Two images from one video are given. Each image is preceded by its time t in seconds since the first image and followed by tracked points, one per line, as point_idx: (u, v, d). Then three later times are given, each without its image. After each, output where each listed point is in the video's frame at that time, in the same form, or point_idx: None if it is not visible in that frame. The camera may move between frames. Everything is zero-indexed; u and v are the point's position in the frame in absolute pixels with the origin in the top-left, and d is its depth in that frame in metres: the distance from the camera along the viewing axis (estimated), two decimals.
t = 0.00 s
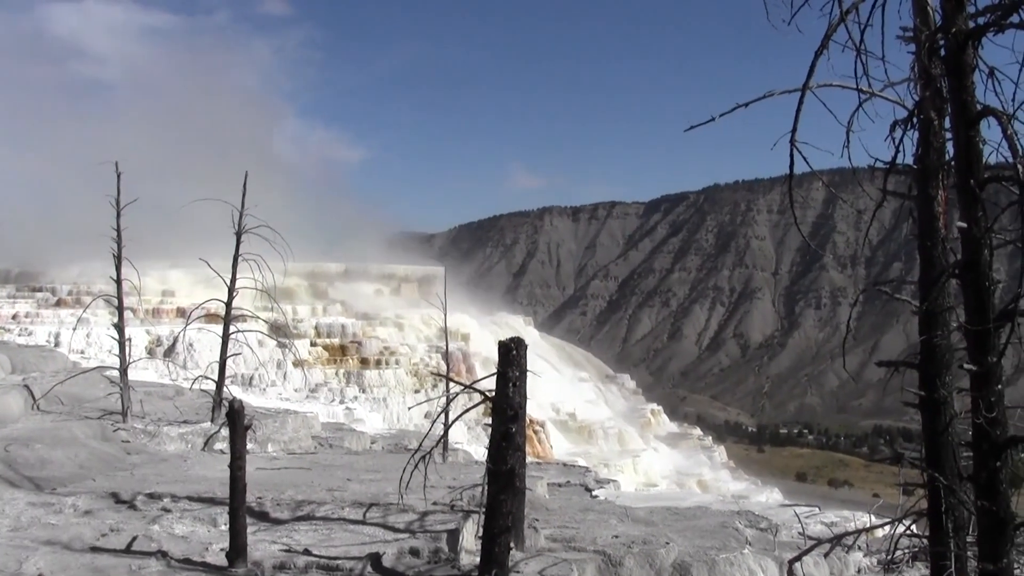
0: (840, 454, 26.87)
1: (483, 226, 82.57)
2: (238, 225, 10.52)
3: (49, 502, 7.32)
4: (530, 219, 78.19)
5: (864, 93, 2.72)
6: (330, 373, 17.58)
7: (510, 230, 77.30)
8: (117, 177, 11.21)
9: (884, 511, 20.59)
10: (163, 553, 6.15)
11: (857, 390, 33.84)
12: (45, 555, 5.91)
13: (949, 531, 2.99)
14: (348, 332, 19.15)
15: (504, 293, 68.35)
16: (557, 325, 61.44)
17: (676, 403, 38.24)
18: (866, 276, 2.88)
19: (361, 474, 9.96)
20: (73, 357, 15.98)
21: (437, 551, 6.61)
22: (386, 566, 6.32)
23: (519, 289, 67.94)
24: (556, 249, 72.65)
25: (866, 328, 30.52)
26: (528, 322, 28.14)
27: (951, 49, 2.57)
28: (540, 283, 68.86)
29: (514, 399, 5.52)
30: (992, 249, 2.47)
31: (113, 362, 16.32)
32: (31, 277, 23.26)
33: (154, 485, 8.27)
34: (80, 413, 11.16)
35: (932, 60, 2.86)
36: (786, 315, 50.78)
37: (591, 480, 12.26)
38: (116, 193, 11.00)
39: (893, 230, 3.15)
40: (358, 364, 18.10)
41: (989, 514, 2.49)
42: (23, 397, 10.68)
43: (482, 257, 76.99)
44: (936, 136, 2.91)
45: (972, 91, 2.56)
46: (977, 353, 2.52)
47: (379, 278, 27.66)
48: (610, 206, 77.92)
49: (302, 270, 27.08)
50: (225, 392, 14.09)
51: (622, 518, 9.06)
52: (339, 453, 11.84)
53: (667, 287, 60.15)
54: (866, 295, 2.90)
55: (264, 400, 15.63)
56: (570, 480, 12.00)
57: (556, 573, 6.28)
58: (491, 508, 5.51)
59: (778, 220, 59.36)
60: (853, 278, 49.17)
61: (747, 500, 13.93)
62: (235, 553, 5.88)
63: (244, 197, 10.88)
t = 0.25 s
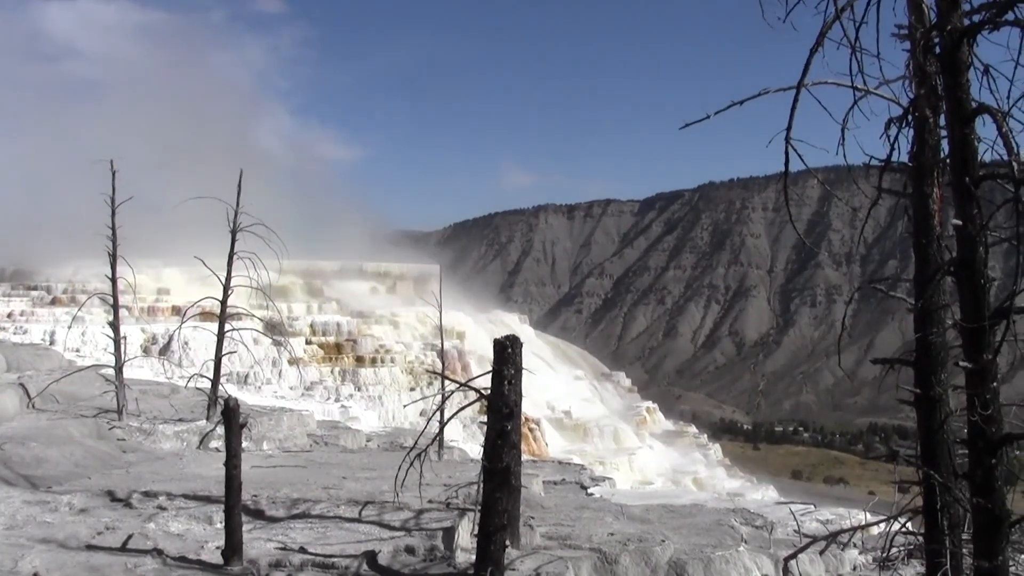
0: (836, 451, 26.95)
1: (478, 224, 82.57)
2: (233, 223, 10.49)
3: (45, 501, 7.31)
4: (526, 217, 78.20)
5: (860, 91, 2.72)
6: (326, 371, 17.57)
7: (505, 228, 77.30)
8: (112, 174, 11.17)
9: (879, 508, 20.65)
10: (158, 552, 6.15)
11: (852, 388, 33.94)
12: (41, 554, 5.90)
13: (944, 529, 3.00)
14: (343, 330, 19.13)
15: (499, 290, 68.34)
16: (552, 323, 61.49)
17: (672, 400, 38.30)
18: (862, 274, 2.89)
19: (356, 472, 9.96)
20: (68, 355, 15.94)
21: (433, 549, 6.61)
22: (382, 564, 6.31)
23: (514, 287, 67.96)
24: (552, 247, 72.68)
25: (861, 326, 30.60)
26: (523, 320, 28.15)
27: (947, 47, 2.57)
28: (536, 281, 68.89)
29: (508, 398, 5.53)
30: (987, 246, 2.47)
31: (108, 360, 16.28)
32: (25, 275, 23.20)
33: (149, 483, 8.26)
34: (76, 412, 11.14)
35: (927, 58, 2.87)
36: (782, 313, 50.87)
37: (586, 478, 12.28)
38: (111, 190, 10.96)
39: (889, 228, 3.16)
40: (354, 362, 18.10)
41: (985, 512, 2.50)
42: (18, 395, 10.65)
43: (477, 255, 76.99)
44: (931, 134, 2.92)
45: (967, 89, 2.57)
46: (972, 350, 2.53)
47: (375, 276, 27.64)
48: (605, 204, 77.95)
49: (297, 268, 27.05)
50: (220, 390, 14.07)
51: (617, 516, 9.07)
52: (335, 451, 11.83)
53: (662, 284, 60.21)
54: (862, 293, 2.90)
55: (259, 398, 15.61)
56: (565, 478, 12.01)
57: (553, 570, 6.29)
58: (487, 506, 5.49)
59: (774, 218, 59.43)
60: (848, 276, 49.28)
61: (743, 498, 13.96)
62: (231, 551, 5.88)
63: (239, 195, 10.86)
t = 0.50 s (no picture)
0: (836, 449, 26.97)
1: (478, 223, 82.57)
2: (233, 223, 10.49)
3: (46, 501, 7.31)
4: (526, 216, 78.21)
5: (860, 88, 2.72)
6: (327, 371, 17.58)
7: (505, 226, 77.32)
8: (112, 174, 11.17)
9: (880, 506, 20.68)
10: (159, 552, 6.15)
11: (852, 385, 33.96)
12: (42, 553, 5.91)
13: (945, 527, 3.00)
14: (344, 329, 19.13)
15: (499, 289, 68.37)
16: (553, 322, 61.51)
17: (673, 399, 38.32)
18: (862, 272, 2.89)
19: (357, 472, 9.96)
20: (69, 355, 15.95)
21: (434, 548, 6.61)
22: (383, 563, 6.31)
23: (514, 285, 67.99)
24: (552, 246, 72.69)
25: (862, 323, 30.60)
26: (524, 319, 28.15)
27: (947, 44, 2.57)
28: (536, 280, 68.90)
29: (509, 396, 5.52)
30: (987, 244, 2.47)
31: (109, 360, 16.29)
32: (26, 276, 23.21)
33: (150, 483, 8.27)
34: (77, 411, 11.14)
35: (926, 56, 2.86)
36: (782, 311, 50.87)
37: (587, 476, 12.28)
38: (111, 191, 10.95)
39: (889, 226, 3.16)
40: (354, 361, 18.11)
41: (987, 510, 2.50)
42: (19, 396, 10.66)
43: (478, 254, 77.00)
44: (932, 131, 2.92)
45: (967, 87, 2.57)
46: (973, 348, 2.53)
47: (375, 275, 27.65)
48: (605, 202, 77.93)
49: (298, 268, 27.05)
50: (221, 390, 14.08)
51: (618, 514, 9.07)
52: (335, 450, 11.84)
53: (663, 283, 60.22)
54: (863, 291, 2.90)
55: (259, 398, 15.62)
56: (566, 477, 12.02)
57: (554, 568, 6.29)
58: (487, 505, 5.49)
59: (774, 216, 59.42)
60: (848, 273, 49.28)
61: (743, 496, 13.96)
62: (232, 551, 5.89)
63: (239, 194, 10.85)
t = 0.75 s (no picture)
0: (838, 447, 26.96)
1: (479, 222, 82.56)
2: (234, 222, 10.48)
3: (47, 500, 7.31)
4: (526, 215, 78.19)
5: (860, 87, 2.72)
6: (328, 370, 17.59)
7: (506, 225, 77.30)
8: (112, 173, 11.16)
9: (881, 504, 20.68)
10: (160, 551, 6.15)
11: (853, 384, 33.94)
12: (44, 553, 5.91)
13: (946, 525, 3.00)
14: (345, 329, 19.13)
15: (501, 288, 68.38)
16: (554, 320, 61.50)
17: (674, 397, 38.32)
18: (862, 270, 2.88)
19: (358, 470, 9.97)
20: (71, 354, 15.96)
21: (435, 547, 6.61)
22: (385, 562, 6.31)
23: (516, 284, 67.99)
24: (553, 245, 72.69)
25: (863, 322, 30.59)
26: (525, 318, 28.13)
27: (947, 42, 2.56)
28: (537, 278, 68.90)
29: (510, 395, 5.51)
30: (988, 242, 2.47)
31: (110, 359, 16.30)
32: (27, 275, 23.23)
33: (152, 482, 8.27)
34: (78, 411, 11.15)
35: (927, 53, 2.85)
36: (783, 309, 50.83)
37: (588, 475, 12.28)
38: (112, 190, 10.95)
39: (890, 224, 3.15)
40: (355, 360, 18.11)
41: (987, 508, 2.49)
42: (20, 395, 10.66)
43: (479, 253, 76.99)
44: (932, 130, 2.92)
45: (967, 85, 2.56)
46: (973, 346, 2.53)
47: (376, 274, 27.65)
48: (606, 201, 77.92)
49: (299, 267, 27.05)
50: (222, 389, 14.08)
51: (619, 513, 9.07)
52: (336, 449, 11.84)
53: (664, 281, 60.20)
54: (864, 289, 2.90)
55: (260, 397, 15.62)
56: (568, 475, 12.01)
57: (555, 567, 6.30)
58: (489, 504, 5.50)
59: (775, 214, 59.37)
60: (850, 272, 49.26)
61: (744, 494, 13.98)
62: (234, 550, 5.89)
63: (239, 193, 10.84)
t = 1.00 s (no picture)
0: (837, 447, 26.96)
1: (478, 221, 82.51)
2: (233, 222, 10.47)
3: (46, 500, 7.31)
4: (526, 215, 78.16)
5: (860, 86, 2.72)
6: (327, 369, 17.59)
7: (506, 225, 77.27)
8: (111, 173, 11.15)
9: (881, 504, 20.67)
10: (160, 551, 6.15)
11: (853, 384, 33.95)
12: (44, 553, 5.91)
13: (946, 524, 2.99)
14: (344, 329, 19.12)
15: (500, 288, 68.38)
16: (553, 320, 61.50)
17: (674, 397, 38.30)
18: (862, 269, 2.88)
19: (357, 470, 9.96)
20: (70, 354, 15.95)
21: (435, 547, 6.61)
22: (385, 563, 6.31)
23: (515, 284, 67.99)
24: (553, 244, 72.68)
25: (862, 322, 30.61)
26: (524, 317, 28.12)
27: (947, 41, 2.57)
28: (537, 278, 68.89)
29: (510, 395, 5.51)
30: (987, 241, 2.47)
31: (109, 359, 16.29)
32: (26, 276, 23.22)
33: (151, 482, 8.26)
34: (78, 411, 11.14)
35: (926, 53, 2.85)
36: (783, 309, 50.83)
37: (588, 474, 12.28)
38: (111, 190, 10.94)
39: (889, 223, 3.15)
40: (355, 360, 18.11)
41: (987, 507, 2.49)
42: (19, 396, 10.65)
43: (478, 253, 76.99)
44: (932, 130, 2.92)
45: (967, 84, 2.56)
46: (973, 345, 2.53)
47: (376, 273, 27.65)
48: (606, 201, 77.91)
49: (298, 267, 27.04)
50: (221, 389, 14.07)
51: (619, 513, 9.07)
52: (336, 449, 11.83)
53: (664, 281, 60.19)
54: (864, 288, 2.90)
55: (260, 397, 15.61)
56: (568, 475, 12.00)
57: (555, 567, 6.30)
58: (489, 504, 5.50)
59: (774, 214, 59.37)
60: (849, 272, 49.27)
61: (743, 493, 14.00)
62: (233, 550, 5.89)
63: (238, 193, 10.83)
